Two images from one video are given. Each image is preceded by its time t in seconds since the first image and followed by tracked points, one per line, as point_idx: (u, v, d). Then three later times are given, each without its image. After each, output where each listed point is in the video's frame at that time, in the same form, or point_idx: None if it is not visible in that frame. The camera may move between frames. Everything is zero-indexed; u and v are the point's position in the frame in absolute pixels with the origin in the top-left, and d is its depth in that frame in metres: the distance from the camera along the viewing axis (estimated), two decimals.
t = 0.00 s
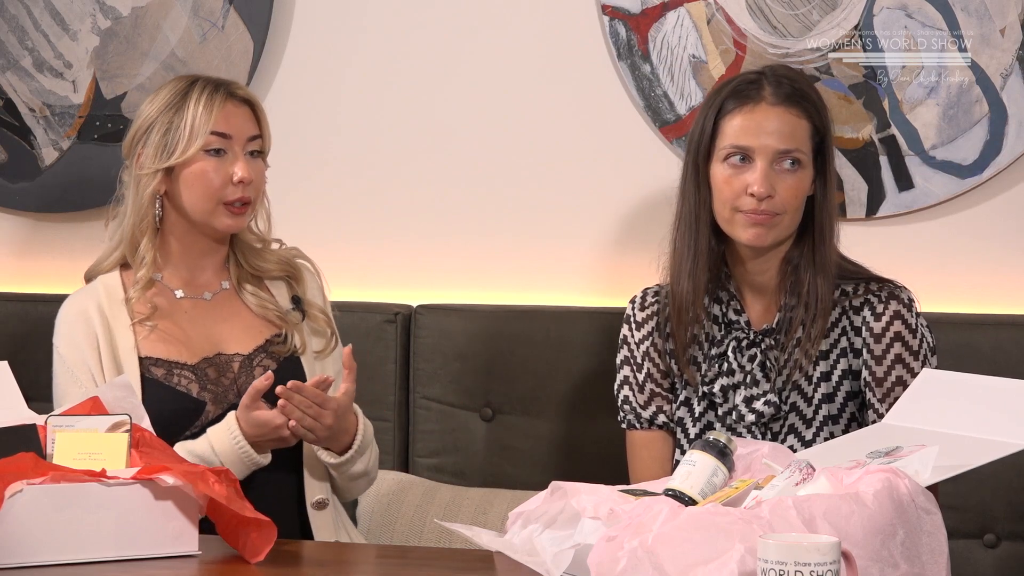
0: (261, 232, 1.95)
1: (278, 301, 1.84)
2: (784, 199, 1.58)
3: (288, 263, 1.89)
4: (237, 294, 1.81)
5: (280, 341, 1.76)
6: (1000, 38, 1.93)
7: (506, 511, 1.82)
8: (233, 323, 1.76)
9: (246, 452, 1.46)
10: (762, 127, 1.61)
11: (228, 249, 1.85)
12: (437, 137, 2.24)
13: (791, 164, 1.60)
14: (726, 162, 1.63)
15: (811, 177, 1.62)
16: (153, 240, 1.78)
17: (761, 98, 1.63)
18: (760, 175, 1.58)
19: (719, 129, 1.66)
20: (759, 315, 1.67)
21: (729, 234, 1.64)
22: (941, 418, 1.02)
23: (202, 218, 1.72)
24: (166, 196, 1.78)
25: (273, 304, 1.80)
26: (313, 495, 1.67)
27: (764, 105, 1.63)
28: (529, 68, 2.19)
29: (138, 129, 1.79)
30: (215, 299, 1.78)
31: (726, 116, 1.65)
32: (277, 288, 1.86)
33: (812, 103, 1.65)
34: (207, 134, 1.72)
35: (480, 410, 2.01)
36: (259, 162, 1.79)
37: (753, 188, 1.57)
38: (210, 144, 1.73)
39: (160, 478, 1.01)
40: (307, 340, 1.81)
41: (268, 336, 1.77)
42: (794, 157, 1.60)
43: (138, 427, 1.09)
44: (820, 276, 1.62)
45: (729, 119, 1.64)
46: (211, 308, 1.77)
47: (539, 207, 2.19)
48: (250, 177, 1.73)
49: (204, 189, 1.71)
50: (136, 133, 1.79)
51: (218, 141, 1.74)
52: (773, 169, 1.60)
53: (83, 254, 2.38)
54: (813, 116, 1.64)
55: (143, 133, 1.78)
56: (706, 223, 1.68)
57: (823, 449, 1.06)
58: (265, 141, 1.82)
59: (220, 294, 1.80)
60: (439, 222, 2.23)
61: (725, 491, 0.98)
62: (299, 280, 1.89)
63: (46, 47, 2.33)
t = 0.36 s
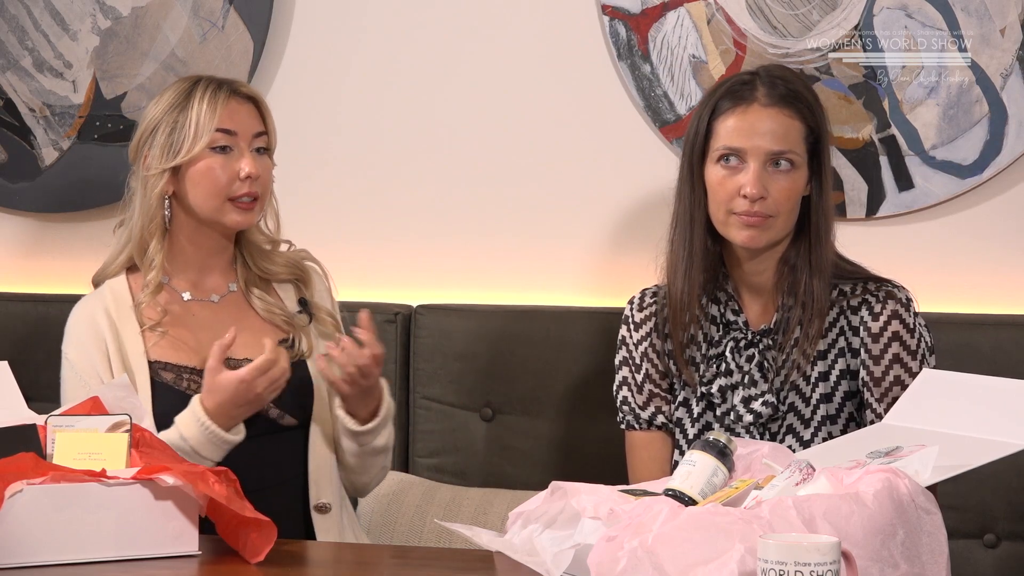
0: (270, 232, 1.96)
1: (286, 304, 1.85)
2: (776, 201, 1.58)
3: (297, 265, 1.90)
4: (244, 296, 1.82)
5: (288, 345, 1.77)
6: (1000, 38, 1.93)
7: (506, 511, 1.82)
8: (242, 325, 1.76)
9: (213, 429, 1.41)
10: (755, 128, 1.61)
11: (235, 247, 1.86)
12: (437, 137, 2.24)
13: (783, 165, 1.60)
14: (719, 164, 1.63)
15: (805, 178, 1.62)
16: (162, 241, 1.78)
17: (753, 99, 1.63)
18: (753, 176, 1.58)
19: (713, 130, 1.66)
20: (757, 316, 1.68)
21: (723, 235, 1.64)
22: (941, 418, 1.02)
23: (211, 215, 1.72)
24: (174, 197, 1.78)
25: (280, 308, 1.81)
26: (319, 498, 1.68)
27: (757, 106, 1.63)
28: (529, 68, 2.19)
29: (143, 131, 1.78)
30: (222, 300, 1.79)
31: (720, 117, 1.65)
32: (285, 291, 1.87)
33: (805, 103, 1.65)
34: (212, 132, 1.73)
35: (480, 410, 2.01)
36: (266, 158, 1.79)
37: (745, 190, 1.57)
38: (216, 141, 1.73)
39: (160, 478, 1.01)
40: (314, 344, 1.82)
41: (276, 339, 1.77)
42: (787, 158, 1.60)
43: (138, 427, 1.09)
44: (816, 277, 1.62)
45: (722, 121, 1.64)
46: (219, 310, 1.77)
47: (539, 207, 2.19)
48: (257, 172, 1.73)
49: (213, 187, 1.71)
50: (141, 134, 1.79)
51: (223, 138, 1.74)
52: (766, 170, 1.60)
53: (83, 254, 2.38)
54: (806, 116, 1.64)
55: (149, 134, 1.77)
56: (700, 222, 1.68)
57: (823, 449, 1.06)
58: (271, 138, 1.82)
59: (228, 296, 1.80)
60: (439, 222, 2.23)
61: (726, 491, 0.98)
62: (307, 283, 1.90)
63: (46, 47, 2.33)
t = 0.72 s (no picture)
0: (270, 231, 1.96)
1: (287, 306, 1.85)
2: (774, 201, 1.58)
3: (297, 266, 1.91)
4: (244, 298, 1.81)
5: (288, 346, 1.76)
6: (1000, 38, 1.93)
7: (506, 511, 1.82)
8: (242, 326, 1.76)
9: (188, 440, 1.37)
10: (751, 129, 1.61)
11: (235, 249, 1.86)
12: (436, 137, 2.24)
13: (781, 165, 1.60)
14: (716, 164, 1.63)
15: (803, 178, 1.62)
16: (160, 241, 1.78)
17: (751, 99, 1.63)
18: (751, 177, 1.58)
19: (711, 130, 1.66)
20: (756, 316, 1.68)
21: (721, 235, 1.64)
22: (941, 418, 1.02)
23: (208, 218, 1.72)
24: (172, 196, 1.78)
25: (281, 309, 1.81)
26: (317, 502, 1.67)
27: (753, 106, 1.63)
28: (529, 68, 2.19)
29: (142, 131, 1.79)
30: (221, 302, 1.78)
31: (717, 117, 1.65)
32: (287, 292, 1.87)
33: (803, 103, 1.64)
34: (210, 133, 1.72)
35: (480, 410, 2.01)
36: (264, 160, 1.79)
37: (743, 190, 1.57)
38: (214, 142, 1.73)
39: (160, 478, 1.01)
40: (316, 346, 1.81)
41: (277, 342, 1.77)
42: (783, 159, 1.59)
43: (138, 427, 1.09)
44: (815, 277, 1.62)
45: (720, 121, 1.64)
46: (218, 312, 1.77)
47: (539, 207, 2.19)
48: (254, 174, 1.73)
49: (210, 189, 1.71)
50: (141, 134, 1.79)
51: (222, 139, 1.74)
52: (763, 170, 1.59)
53: (82, 254, 2.38)
54: (804, 116, 1.64)
55: (148, 134, 1.78)
56: (698, 222, 1.68)
57: (823, 449, 1.06)
58: (270, 139, 1.82)
59: (227, 297, 1.79)
60: (439, 221, 2.24)
61: (725, 491, 0.98)
62: (308, 284, 1.91)
63: (46, 47, 2.33)
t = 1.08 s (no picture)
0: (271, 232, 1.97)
1: (290, 308, 1.85)
2: (774, 202, 1.58)
3: (299, 269, 1.91)
4: (246, 299, 1.82)
5: (290, 348, 1.77)
6: (1000, 38, 1.93)
7: (506, 511, 1.82)
8: (245, 328, 1.76)
9: (193, 443, 1.30)
10: (750, 129, 1.61)
11: (237, 249, 1.87)
12: (436, 137, 2.24)
13: (781, 165, 1.60)
14: (716, 164, 1.63)
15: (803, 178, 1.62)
16: (163, 239, 1.77)
17: (750, 99, 1.63)
18: (751, 177, 1.58)
19: (711, 131, 1.66)
20: (756, 316, 1.68)
21: (721, 235, 1.64)
22: (941, 418, 1.02)
23: (213, 213, 1.72)
24: (176, 195, 1.78)
25: (283, 311, 1.81)
26: (317, 506, 1.67)
27: (753, 106, 1.62)
28: (529, 68, 2.19)
29: (145, 129, 1.78)
30: (224, 304, 1.78)
31: (717, 117, 1.65)
32: (289, 294, 1.87)
33: (803, 103, 1.64)
34: (216, 129, 1.73)
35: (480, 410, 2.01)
36: (268, 156, 1.80)
37: (743, 190, 1.57)
38: (221, 137, 1.73)
39: (160, 478, 1.01)
40: (319, 348, 1.82)
41: (280, 343, 1.77)
42: (782, 160, 1.59)
43: (138, 427, 1.09)
44: (816, 277, 1.62)
45: (720, 121, 1.64)
46: (221, 313, 1.76)
47: (539, 207, 2.19)
48: (261, 169, 1.73)
49: (215, 184, 1.71)
50: (143, 133, 1.79)
51: (228, 135, 1.74)
52: (764, 170, 1.59)
53: (82, 254, 2.38)
54: (803, 116, 1.64)
55: (151, 132, 1.77)
56: (698, 222, 1.68)
57: (823, 449, 1.06)
58: (274, 136, 1.83)
59: (230, 298, 1.80)
60: (439, 221, 2.24)
61: (725, 491, 0.98)
62: (310, 286, 1.91)
63: (46, 47, 2.33)
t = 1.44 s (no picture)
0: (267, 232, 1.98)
1: (289, 308, 1.85)
2: (774, 202, 1.58)
3: (297, 267, 1.91)
4: (247, 299, 1.82)
5: (290, 349, 1.77)
6: (1000, 38, 1.93)
7: (506, 511, 1.82)
8: (246, 328, 1.77)
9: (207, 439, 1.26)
10: (751, 128, 1.61)
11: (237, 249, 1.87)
12: (436, 137, 2.24)
13: (780, 165, 1.60)
14: (717, 164, 1.63)
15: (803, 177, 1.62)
16: (164, 236, 1.76)
17: (750, 99, 1.63)
18: (751, 177, 1.58)
19: (711, 131, 1.66)
20: (756, 316, 1.68)
21: (722, 235, 1.64)
22: (941, 418, 1.02)
23: (218, 210, 1.72)
24: (180, 192, 1.77)
25: (283, 310, 1.81)
26: (318, 506, 1.67)
27: (753, 106, 1.63)
28: (528, 68, 2.19)
29: (149, 125, 1.78)
30: (225, 302, 1.78)
31: (718, 117, 1.65)
32: (288, 294, 1.88)
33: (803, 103, 1.64)
34: (225, 128, 1.73)
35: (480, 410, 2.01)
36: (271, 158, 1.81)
37: (743, 191, 1.57)
38: (229, 136, 1.74)
39: (160, 478, 1.01)
40: (318, 348, 1.82)
41: (280, 344, 1.78)
42: (782, 160, 1.59)
43: (138, 427, 1.09)
44: (816, 276, 1.62)
45: (721, 121, 1.64)
46: (221, 313, 1.76)
47: (539, 207, 2.19)
48: (267, 170, 1.74)
49: (220, 183, 1.71)
50: (147, 131, 1.78)
51: (236, 134, 1.75)
52: (764, 170, 1.59)
53: (82, 253, 2.38)
54: (803, 116, 1.64)
55: (155, 130, 1.77)
56: (698, 222, 1.68)
57: (823, 449, 1.06)
58: (278, 139, 1.84)
59: (231, 298, 1.80)
60: (439, 221, 2.23)
61: (725, 491, 0.98)
62: (309, 286, 1.91)
63: (46, 47, 2.33)
